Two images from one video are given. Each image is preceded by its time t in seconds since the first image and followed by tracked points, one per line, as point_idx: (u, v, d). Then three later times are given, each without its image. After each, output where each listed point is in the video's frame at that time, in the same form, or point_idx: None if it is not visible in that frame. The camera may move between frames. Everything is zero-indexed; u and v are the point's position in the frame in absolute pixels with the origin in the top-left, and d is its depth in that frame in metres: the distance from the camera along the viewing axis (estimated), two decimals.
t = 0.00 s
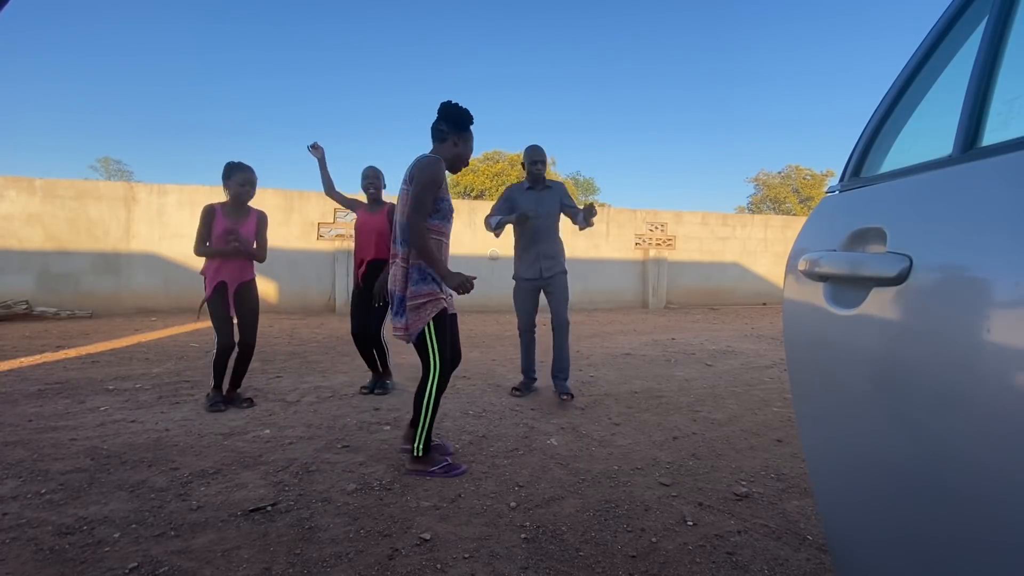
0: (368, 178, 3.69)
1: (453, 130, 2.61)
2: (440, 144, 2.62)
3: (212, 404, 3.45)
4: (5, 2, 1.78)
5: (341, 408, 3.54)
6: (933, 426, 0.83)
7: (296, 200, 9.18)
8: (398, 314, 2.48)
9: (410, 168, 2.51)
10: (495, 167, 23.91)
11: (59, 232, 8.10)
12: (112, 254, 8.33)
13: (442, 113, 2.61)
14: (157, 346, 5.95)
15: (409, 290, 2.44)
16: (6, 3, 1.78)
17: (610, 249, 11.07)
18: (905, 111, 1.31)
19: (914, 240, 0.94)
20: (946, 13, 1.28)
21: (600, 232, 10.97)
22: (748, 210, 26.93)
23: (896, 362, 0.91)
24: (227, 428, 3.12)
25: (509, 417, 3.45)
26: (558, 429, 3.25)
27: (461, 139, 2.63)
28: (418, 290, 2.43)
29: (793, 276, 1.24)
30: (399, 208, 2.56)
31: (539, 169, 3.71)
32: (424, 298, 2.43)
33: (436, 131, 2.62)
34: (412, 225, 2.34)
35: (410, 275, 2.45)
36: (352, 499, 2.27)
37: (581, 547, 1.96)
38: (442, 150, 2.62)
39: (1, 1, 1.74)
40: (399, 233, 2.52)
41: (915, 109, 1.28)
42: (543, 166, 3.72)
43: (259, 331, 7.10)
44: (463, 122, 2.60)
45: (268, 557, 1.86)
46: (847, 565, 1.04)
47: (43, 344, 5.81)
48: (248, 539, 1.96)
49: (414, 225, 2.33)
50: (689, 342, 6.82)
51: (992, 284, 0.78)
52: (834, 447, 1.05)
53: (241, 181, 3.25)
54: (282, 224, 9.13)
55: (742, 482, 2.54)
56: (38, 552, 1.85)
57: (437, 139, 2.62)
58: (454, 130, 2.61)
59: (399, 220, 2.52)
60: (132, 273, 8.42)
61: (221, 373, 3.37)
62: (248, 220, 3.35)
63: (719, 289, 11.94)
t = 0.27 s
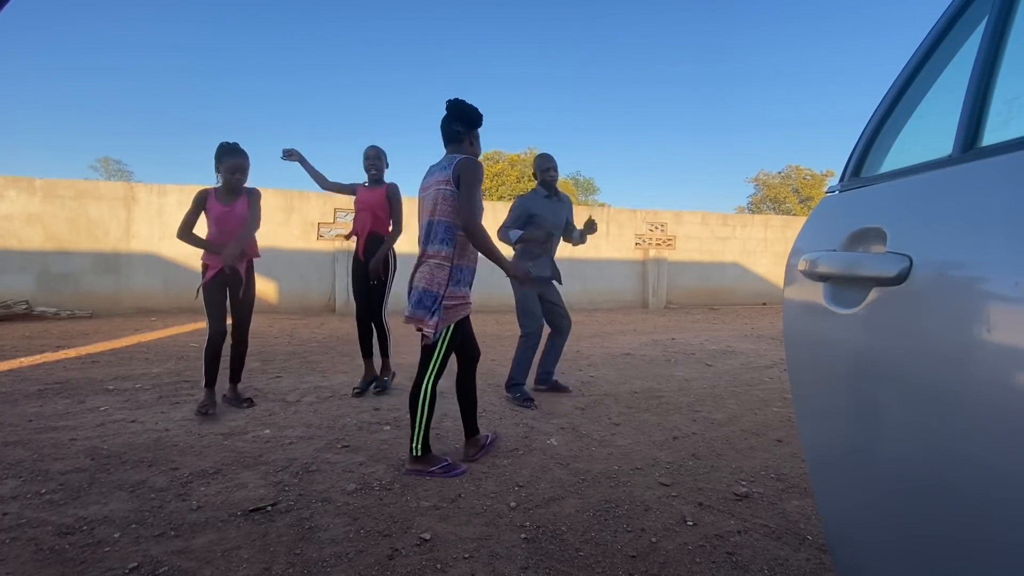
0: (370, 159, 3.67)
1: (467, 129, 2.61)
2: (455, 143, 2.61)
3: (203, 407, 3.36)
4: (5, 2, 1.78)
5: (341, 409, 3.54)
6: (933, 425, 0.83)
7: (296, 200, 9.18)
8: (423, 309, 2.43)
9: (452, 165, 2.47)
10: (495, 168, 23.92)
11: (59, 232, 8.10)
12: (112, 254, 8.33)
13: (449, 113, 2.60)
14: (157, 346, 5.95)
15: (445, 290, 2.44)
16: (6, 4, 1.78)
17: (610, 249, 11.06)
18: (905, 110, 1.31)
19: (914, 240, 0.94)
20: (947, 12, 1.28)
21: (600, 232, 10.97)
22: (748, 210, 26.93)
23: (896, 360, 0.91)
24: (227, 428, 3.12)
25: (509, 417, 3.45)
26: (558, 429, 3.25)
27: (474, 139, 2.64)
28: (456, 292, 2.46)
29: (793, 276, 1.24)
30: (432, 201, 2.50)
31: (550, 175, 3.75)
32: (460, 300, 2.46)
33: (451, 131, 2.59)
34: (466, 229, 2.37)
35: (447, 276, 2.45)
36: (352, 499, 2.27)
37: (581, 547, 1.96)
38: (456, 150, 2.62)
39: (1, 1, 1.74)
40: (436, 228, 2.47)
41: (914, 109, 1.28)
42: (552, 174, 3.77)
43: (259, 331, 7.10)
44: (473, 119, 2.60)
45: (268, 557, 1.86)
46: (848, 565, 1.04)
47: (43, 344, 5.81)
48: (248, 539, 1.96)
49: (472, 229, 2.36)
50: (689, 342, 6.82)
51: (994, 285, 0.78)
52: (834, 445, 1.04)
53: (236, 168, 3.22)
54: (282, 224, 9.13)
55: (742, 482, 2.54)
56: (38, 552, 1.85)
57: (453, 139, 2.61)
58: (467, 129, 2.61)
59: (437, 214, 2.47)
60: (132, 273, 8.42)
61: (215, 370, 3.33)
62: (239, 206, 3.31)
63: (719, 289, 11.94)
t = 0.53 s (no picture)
0: (366, 173, 3.67)
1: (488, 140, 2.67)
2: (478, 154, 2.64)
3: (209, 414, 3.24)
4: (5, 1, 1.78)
5: (341, 409, 3.54)
6: (933, 424, 0.83)
7: (296, 200, 9.18)
8: (466, 313, 2.45)
9: (494, 176, 2.52)
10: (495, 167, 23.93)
11: (59, 232, 8.10)
12: (112, 254, 8.33)
13: (467, 123, 2.63)
14: (157, 346, 5.95)
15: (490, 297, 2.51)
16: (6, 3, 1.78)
17: (610, 249, 11.06)
18: (905, 111, 1.31)
19: (914, 241, 0.94)
20: (947, 12, 1.28)
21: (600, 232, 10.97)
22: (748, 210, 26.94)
23: (896, 360, 0.91)
24: (227, 428, 3.12)
25: (508, 417, 3.45)
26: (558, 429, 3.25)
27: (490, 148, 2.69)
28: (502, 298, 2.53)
29: (793, 276, 1.24)
30: (471, 207, 2.51)
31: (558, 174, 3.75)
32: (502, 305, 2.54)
33: (472, 141, 2.61)
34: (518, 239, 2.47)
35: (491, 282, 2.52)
36: (352, 499, 2.27)
37: (581, 547, 1.96)
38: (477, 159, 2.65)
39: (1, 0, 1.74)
40: (479, 234, 2.49)
41: (914, 109, 1.28)
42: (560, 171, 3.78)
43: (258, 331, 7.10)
44: (491, 128, 2.64)
45: (268, 557, 1.85)
46: (848, 564, 1.04)
47: (43, 344, 5.81)
48: (248, 539, 1.96)
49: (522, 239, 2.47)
50: (689, 342, 6.82)
51: (995, 286, 0.78)
52: (834, 444, 1.04)
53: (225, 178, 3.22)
54: (282, 224, 9.13)
55: (742, 482, 2.54)
56: (38, 552, 1.85)
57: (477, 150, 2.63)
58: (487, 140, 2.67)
59: (479, 221, 2.50)
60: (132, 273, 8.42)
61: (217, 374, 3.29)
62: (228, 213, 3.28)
63: (719, 289, 11.94)
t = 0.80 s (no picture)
0: (368, 162, 3.66)
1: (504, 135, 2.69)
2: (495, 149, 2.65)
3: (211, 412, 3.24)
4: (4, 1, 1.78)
5: (341, 409, 3.54)
6: (932, 424, 0.83)
7: (296, 200, 9.17)
8: (502, 307, 2.49)
9: (522, 172, 2.54)
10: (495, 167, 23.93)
11: (59, 232, 8.10)
12: (112, 254, 8.33)
13: (487, 120, 2.63)
14: (157, 346, 5.95)
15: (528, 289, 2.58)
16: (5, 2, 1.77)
17: (610, 249, 11.06)
18: (905, 111, 1.31)
19: (913, 240, 0.95)
20: (947, 13, 1.27)
21: (600, 231, 10.96)
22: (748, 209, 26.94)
23: (894, 361, 0.91)
24: (227, 428, 3.12)
25: (508, 417, 3.45)
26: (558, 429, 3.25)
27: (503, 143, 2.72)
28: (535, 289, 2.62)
29: (793, 276, 1.24)
30: (505, 203, 2.51)
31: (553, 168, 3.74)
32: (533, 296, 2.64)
33: (490, 136, 2.62)
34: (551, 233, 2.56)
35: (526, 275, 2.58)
36: (352, 499, 2.27)
37: (581, 547, 1.96)
38: (495, 156, 2.66)
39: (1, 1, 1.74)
40: (510, 229, 2.52)
41: (914, 109, 1.28)
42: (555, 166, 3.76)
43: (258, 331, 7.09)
44: (510, 127, 2.65)
45: (268, 557, 1.86)
46: (847, 563, 1.04)
47: (43, 344, 5.81)
48: (248, 539, 1.96)
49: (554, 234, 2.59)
50: (689, 342, 6.82)
51: (993, 286, 0.78)
52: (833, 445, 1.05)
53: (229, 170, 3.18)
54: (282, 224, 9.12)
55: (742, 482, 2.54)
56: (38, 552, 1.85)
57: (494, 145, 2.65)
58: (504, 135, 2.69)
59: (510, 217, 2.52)
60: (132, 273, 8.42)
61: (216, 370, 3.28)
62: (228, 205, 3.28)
63: (719, 289, 11.94)
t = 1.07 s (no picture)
0: (367, 166, 3.66)
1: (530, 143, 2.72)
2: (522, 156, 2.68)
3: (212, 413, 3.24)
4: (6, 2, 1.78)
5: (341, 409, 3.54)
6: (933, 424, 0.83)
7: (296, 199, 9.17)
8: (538, 315, 2.53)
9: (557, 184, 2.61)
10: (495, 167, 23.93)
11: (59, 232, 8.10)
12: (112, 254, 8.33)
13: (518, 128, 2.67)
14: (157, 346, 5.95)
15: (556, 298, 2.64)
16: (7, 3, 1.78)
17: (610, 249, 11.06)
18: (906, 111, 1.31)
19: (914, 240, 0.95)
20: (947, 12, 1.27)
21: (600, 231, 10.96)
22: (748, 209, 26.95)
23: (895, 361, 0.91)
24: (227, 428, 3.12)
25: (508, 417, 3.45)
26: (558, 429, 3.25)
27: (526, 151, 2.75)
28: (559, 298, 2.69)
29: (793, 276, 1.24)
30: (543, 213, 2.54)
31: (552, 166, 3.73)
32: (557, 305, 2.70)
33: (519, 143, 2.65)
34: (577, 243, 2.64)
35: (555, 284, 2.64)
36: (352, 499, 2.27)
37: (581, 547, 1.96)
38: (524, 163, 2.68)
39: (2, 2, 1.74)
40: (548, 240, 2.57)
41: (914, 109, 1.28)
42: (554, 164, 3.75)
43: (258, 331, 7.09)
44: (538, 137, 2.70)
45: (268, 557, 1.86)
46: (848, 565, 1.04)
47: (43, 344, 5.81)
48: (248, 539, 1.96)
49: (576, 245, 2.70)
50: (689, 342, 6.82)
51: (993, 285, 0.78)
52: (834, 446, 1.04)
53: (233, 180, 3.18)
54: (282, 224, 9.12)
55: (742, 482, 2.54)
56: (38, 552, 1.85)
57: (522, 152, 2.67)
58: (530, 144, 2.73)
59: (549, 228, 2.56)
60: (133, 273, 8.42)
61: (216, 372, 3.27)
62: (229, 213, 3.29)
63: (719, 289, 11.94)
